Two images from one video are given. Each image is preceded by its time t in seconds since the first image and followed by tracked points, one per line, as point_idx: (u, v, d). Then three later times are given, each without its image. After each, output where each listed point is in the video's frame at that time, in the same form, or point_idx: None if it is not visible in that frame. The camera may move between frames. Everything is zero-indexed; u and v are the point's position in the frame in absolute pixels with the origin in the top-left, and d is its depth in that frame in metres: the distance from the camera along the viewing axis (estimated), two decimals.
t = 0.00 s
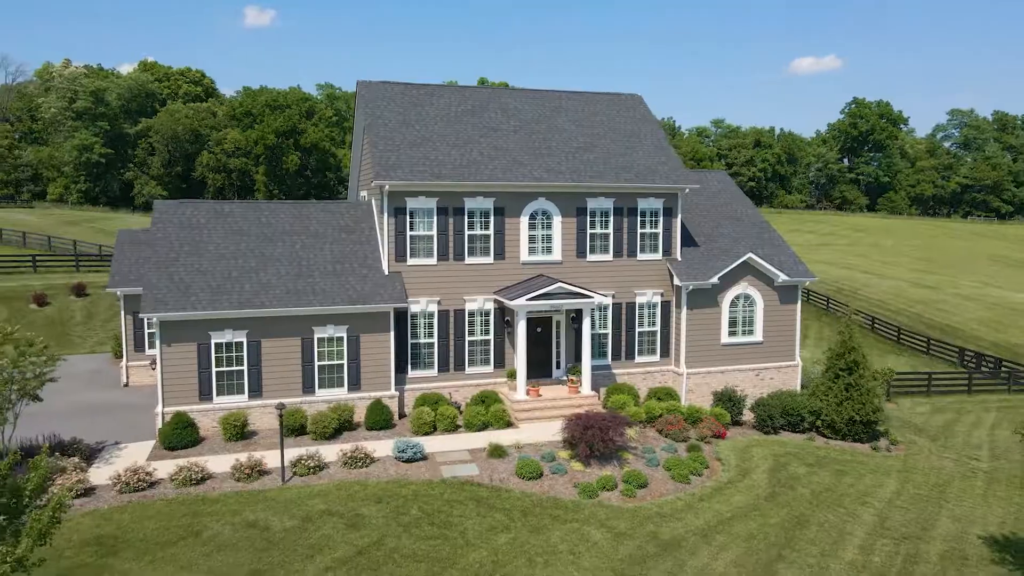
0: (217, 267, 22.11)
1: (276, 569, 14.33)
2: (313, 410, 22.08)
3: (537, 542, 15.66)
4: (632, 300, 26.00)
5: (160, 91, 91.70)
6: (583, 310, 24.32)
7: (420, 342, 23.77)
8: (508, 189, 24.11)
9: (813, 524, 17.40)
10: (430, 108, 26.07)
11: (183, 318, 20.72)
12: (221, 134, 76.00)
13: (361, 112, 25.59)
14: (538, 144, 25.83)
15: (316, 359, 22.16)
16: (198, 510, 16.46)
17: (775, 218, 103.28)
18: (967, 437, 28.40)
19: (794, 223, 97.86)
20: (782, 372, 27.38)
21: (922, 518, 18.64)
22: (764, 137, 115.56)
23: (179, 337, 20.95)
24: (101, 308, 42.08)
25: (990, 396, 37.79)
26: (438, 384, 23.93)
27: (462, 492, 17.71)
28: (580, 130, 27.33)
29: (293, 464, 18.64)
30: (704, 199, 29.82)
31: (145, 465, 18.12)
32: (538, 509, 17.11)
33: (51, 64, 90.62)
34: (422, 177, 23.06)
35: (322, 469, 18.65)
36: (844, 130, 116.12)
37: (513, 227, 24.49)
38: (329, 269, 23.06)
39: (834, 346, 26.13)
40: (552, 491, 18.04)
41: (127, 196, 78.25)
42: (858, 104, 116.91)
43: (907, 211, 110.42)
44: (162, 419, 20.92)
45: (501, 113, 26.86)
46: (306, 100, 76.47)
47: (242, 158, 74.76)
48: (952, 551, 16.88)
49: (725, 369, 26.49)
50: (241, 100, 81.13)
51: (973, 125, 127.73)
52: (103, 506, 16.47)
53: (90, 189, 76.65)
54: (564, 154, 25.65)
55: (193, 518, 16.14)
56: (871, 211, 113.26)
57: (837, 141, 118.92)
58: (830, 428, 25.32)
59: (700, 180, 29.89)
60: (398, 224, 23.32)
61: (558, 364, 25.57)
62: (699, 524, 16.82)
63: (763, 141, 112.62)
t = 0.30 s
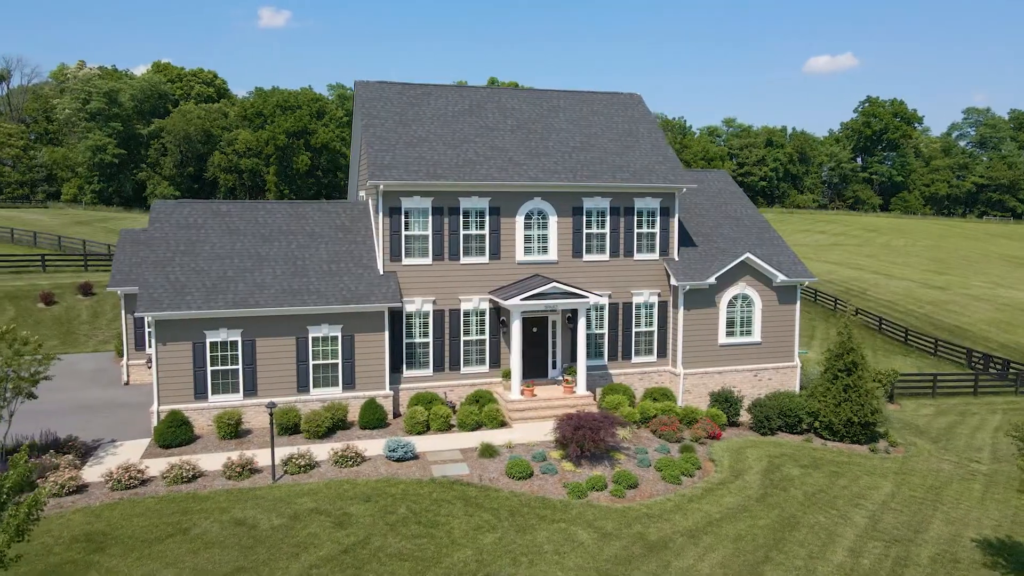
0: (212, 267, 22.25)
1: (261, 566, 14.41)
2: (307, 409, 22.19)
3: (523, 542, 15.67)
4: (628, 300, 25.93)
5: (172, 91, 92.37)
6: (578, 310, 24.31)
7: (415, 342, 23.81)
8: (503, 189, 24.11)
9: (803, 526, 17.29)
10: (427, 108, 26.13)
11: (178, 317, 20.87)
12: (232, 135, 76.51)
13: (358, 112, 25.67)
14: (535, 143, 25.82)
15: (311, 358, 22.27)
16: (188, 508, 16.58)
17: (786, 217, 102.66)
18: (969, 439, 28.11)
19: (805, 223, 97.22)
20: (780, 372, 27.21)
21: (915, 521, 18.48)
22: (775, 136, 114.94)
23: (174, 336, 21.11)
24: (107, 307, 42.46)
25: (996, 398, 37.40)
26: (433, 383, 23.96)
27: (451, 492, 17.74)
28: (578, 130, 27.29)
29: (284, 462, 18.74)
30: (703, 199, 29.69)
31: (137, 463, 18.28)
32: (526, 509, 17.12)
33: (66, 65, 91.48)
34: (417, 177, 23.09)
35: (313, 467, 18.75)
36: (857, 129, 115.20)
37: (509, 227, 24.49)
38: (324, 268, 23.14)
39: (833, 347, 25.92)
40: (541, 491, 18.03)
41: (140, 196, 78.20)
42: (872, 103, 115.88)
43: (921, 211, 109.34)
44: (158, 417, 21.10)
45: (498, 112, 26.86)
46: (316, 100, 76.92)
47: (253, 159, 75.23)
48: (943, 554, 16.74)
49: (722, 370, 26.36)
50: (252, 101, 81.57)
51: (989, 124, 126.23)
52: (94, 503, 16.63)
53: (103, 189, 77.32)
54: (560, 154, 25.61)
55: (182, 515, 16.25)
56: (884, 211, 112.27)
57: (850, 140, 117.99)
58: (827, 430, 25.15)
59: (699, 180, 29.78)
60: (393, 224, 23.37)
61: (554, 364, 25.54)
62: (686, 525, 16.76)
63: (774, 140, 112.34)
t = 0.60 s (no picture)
0: (208, 266, 22.41)
1: (246, 564, 14.47)
2: (302, 408, 22.29)
3: (508, 542, 15.67)
4: (625, 300, 25.86)
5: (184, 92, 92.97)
6: (572, 309, 24.28)
7: (410, 341, 23.87)
8: (498, 189, 24.10)
9: (792, 528, 17.18)
10: (424, 108, 26.19)
11: (173, 316, 21.03)
12: (244, 135, 77.09)
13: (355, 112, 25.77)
14: (531, 143, 25.80)
15: (305, 357, 22.37)
16: (177, 506, 16.70)
17: (797, 217, 102.00)
18: (971, 441, 27.80)
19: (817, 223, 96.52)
20: (779, 373, 27.03)
21: (908, 524, 18.31)
22: (787, 135, 114.18)
23: (169, 335, 21.29)
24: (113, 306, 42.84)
25: (1003, 400, 36.96)
26: (427, 383, 24.02)
27: (440, 491, 17.77)
28: (575, 130, 27.25)
29: (275, 461, 18.83)
30: (703, 199, 29.55)
31: (130, 461, 18.44)
32: (514, 509, 17.12)
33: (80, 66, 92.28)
34: (411, 177, 23.13)
35: (303, 466, 18.84)
36: (870, 127, 114.04)
37: (504, 227, 24.49)
38: (318, 268, 23.23)
39: (832, 347, 25.69)
40: (530, 491, 18.02)
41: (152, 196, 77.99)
42: (885, 101, 114.41)
43: (935, 211, 108.14)
44: (153, 415, 21.26)
45: (495, 112, 26.88)
46: (327, 100, 77.54)
47: (263, 159, 75.71)
48: (934, 558, 16.59)
49: (720, 370, 26.23)
50: (262, 102, 81.98)
51: (1006, 123, 124.63)
52: (85, 500, 16.79)
53: (116, 189, 77.67)
54: (556, 154, 25.56)
55: (171, 513, 16.37)
56: (897, 211, 111.13)
57: (864, 139, 116.66)
58: (825, 431, 24.98)
59: (698, 180, 29.67)
60: (387, 223, 23.42)
61: (550, 364, 25.51)
62: (674, 526, 16.71)
63: (786, 140, 112.41)
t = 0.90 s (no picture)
0: (203, 266, 22.56)
1: (231, 561, 14.55)
2: (296, 407, 22.39)
3: (494, 541, 15.67)
4: (621, 300, 25.79)
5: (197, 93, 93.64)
6: (567, 309, 24.24)
7: (405, 341, 23.93)
8: (493, 189, 24.10)
9: (782, 530, 17.07)
10: (421, 108, 26.23)
11: (168, 315, 21.19)
12: (255, 136, 77.54)
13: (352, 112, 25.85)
14: (527, 143, 25.77)
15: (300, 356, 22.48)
16: (167, 504, 16.82)
17: (808, 217, 101.30)
18: (973, 443, 27.50)
19: (828, 223, 95.77)
20: (777, 374, 26.85)
21: (900, 526, 18.14)
22: (798, 135, 113.46)
23: (165, 334, 21.45)
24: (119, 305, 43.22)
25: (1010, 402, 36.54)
26: (423, 383, 24.06)
27: (428, 490, 17.79)
28: (572, 129, 27.20)
29: (266, 459, 18.93)
30: (702, 198, 29.44)
31: (122, 459, 18.58)
32: (502, 509, 17.11)
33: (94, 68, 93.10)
34: (406, 176, 23.18)
35: (294, 465, 18.92)
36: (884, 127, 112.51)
37: (499, 227, 24.47)
38: (313, 268, 23.32)
39: (830, 348, 25.47)
40: (519, 491, 18.00)
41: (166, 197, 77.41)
42: (898, 100, 112.56)
43: (950, 211, 106.87)
44: (148, 414, 21.41)
45: (492, 112, 26.87)
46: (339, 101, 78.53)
47: (274, 159, 76.17)
48: (925, 561, 16.43)
49: (717, 370, 26.08)
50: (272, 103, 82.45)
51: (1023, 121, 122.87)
52: (76, 498, 16.95)
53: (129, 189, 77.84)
54: (553, 153, 25.52)
55: (160, 510, 16.50)
56: (911, 210, 109.95)
57: (877, 138, 114.04)
58: (823, 432, 24.81)
59: (697, 179, 29.55)
60: (382, 223, 23.49)
61: (546, 364, 25.48)
62: (662, 527, 16.64)
63: (798, 139, 112.60)
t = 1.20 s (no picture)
0: (199, 265, 22.72)
1: (216, 559, 14.64)
2: (290, 406, 22.51)
3: (479, 541, 15.66)
4: (617, 300, 25.71)
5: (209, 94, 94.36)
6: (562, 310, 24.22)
7: (400, 340, 23.97)
8: (488, 189, 24.10)
9: (771, 531, 16.95)
10: (417, 108, 26.27)
11: (163, 315, 21.35)
12: (266, 136, 78.09)
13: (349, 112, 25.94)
14: (524, 143, 25.76)
15: (295, 356, 22.58)
16: (157, 502, 16.95)
17: (820, 216, 100.55)
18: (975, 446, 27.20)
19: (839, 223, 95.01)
20: (775, 375, 26.68)
21: (893, 529, 17.97)
22: (810, 134, 112.82)
23: (160, 333, 21.62)
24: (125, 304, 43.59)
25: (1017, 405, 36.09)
26: (417, 382, 24.11)
27: (417, 490, 17.82)
28: (568, 129, 27.16)
29: (257, 458, 19.03)
30: (701, 198, 29.32)
31: (114, 456, 18.74)
32: (489, 509, 17.10)
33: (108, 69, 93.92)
34: (400, 176, 23.23)
35: (285, 464, 19.01)
36: (897, 126, 111.74)
37: (494, 227, 24.47)
38: (308, 267, 23.43)
39: (828, 348, 25.24)
40: (508, 491, 17.98)
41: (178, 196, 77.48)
42: (913, 99, 111.88)
43: (964, 211, 105.69)
44: (143, 412, 21.58)
45: (489, 112, 26.88)
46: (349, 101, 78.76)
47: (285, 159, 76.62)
48: (915, 564, 16.27)
49: (714, 371, 25.97)
50: (283, 104, 82.94)
51: None
52: (68, 495, 17.12)
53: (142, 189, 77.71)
54: (549, 153, 25.49)
55: (150, 508, 16.62)
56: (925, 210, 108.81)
57: (891, 138, 113.79)
58: (820, 434, 24.64)
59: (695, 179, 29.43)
60: (377, 223, 23.55)
61: (541, 365, 25.46)
62: (649, 528, 16.57)
63: (810, 138, 111.98)
